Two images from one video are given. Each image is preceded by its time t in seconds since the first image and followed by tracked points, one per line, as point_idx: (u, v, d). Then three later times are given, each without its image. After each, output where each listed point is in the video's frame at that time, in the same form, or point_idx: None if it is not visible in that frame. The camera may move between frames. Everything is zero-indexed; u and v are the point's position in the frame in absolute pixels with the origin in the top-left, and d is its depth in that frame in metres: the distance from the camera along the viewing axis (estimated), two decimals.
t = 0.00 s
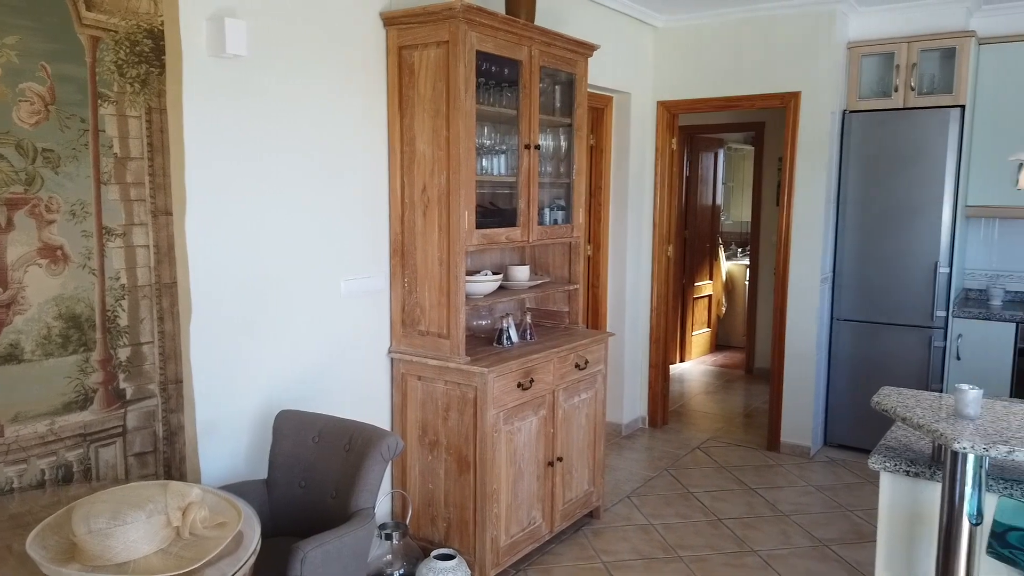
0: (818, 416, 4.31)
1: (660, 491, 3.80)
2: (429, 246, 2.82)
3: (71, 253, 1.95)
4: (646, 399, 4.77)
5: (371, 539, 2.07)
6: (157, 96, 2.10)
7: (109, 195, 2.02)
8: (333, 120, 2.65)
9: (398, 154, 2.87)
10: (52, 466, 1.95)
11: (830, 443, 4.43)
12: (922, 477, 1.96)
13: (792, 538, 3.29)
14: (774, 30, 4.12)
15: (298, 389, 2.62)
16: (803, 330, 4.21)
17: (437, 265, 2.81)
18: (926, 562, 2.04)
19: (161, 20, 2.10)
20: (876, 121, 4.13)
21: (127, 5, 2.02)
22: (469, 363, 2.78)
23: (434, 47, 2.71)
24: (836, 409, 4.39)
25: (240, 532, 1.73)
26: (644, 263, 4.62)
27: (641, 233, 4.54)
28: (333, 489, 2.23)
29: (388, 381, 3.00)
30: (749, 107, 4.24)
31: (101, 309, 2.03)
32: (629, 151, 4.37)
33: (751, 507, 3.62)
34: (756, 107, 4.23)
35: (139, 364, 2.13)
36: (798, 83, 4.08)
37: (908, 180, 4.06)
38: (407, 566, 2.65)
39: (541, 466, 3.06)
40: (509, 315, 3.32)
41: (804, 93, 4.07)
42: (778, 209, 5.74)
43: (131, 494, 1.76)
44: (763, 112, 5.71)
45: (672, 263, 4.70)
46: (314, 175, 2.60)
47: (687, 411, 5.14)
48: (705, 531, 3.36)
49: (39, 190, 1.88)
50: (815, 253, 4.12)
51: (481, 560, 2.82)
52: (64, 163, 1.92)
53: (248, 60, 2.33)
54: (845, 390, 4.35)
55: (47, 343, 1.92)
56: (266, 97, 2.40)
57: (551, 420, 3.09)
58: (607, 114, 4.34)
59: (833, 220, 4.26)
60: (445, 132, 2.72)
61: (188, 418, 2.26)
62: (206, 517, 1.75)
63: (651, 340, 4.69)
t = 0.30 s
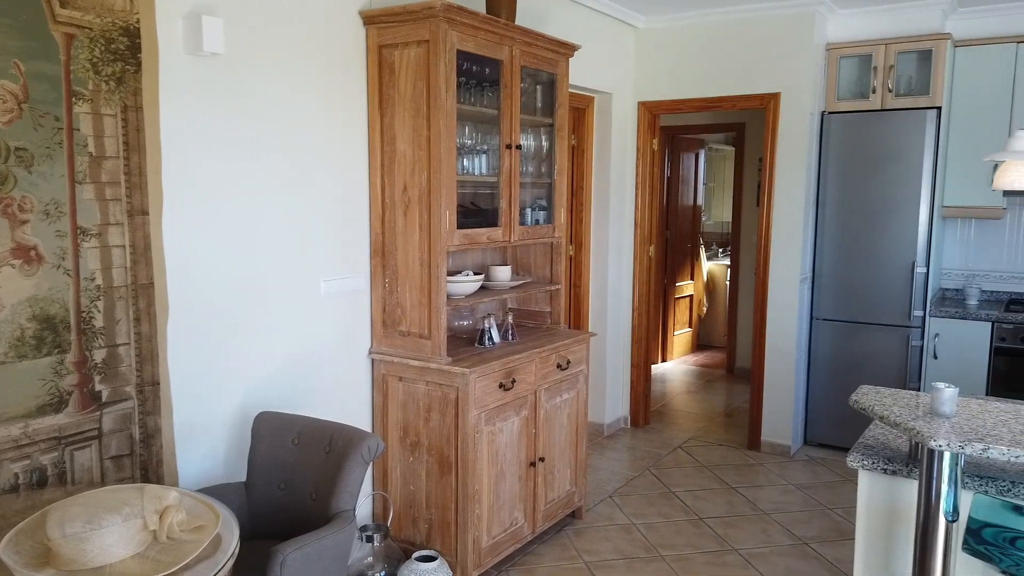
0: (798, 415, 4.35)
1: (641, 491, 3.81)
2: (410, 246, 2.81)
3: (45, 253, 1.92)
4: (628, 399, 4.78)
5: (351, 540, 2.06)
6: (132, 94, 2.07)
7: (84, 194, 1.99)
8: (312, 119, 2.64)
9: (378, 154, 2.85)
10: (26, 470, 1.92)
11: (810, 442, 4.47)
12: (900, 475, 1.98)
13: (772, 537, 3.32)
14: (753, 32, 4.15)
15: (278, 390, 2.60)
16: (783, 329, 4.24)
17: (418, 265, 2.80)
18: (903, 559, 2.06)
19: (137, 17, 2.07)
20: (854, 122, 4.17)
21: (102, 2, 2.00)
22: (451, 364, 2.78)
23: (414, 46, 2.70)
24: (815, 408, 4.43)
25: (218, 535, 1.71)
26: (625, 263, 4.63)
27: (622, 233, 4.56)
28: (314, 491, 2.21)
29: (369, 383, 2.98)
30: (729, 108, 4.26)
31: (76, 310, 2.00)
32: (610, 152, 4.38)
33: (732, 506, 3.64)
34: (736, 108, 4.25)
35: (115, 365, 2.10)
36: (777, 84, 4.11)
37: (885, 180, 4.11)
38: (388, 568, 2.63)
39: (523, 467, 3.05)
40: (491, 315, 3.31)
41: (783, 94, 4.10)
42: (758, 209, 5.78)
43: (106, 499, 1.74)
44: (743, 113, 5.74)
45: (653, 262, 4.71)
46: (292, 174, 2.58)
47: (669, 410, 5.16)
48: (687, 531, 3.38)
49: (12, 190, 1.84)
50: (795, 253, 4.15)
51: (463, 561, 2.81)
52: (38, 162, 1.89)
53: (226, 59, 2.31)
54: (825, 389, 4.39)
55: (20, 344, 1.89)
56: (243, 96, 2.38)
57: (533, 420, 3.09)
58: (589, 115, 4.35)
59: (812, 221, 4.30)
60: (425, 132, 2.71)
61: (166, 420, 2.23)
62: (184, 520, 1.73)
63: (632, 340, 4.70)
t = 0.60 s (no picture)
0: (780, 413, 4.38)
1: (626, 490, 3.83)
2: (394, 245, 2.80)
3: (24, 253, 1.90)
4: (613, 398, 4.79)
5: (335, 541, 2.06)
6: (113, 93, 2.05)
7: (63, 193, 1.97)
8: (296, 118, 2.62)
9: (362, 154, 2.84)
10: (5, 473, 1.90)
11: (793, 440, 4.51)
12: (880, 473, 2.00)
13: (755, 534, 3.34)
14: (736, 33, 4.18)
15: (261, 391, 2.59)
16: (766, 329, 4.27)
17: (402, 265, 2.79)
18: (883, 556, 2.08)
19: (117, 15, 2.05)
20: (835, 123, 4.20)
21: None
22: (435, 364, 2.77)
23: (398, 46, 2.70)
24: (798, 407, 4.46)
25: (200, 537, 1.70)
26: (610, 263, 4.64)
27: (607, 233, 4.57)
28: (296, 492, 2.21)
29: (353, 383, 2.97)
30: (713, 109, 4.29)
31: (56, 310, 1.98)
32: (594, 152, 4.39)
33: (716, 504, 3.67)
34: (720, 108, 4.28)
35: (96, 366, 2.08)
36: (760, 85, 4.14)
37: (866, 181, 4.15)
38: (372, 568, 2.63)
39: (507, 466, 3.05)
40: (475, 315, 3.31)
41: (766, 95, 4.13)
42: (742, 209, 5.82)
43: (85, 501, 1.72)
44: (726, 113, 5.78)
45: (637, 262, 4.73)
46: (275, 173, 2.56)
47: (654, 409, 5.18)
48: (671, 529, 3.40)
49: None
50: (777, 253, 4.18)
51: (448, 561, 2.81)
52: (17, 161, 1.87)
53: (208, 57, 2.29)
54: (807, 388, 4.42)
55: None
56: (225, 95, 2.36)
57: (517, 420, 3.09)
58: (573, 115, 4.36)
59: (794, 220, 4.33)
60: (409, 132, 2.71)
61: (147, 421, 2.22)
62: (165, 522, 1.71)
63: (617, 340, 4.72)
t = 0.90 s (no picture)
0: (763, 412, 4.41)
1: (610, 489, 3.84)
2: (377, 245, 2.79)
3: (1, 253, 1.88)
4: (597, 398, 4.80)
5: (318, 542, 2.05)
6: (92, 91, 2.03)
7: (42, 193, 1.95)
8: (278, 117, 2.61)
9: (345, 153, 2.83)
10: None
11: (776, 438, 4.54)
12: (860, 470, 2.02)
13: (738, 532, 3.36)
14: (719, 34, 4.20)
15: (243, 392, 2.57)
16: (749, 327, 4.30)
17: (386, 265, 2.78)
18: (863, 552, 2.10)
19: (96, 12, 2.03)
20: (817, 124, 4.24)
21: None
22: (419, 364, 2.77)
23: (381, 45, 2.69)
24: (780, 405, 4.50)
25: (181, 538, 1.68)
26: (594, 262, 4.65)
27: (591, 232, 4.58)
28: (279, 493, 2.20)
29: (337, 383, 2.96)
30: (696, 109, 4.31)
31: (34, 311, 1.96)
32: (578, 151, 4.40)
33: (699, 502, 3.69)
34: (702, 108, 4.30)
35: (75, 367, 2.06)
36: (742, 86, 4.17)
37: (847, 181, 4.18)
38: (356, 569, 2.62)
39: (492, 466, 3.05)
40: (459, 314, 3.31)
41: (748, 96, 4.16)
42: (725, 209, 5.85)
43: (64, 504, 1.71)
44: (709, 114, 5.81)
45: (621, 262, 4.74)
46: (257, 173, 2.55)
47: (638, 408, 5.20)
48: (655, 527, 3.41)
49: None
50: (760, 252, 4.21)
51: (432, 561, 2.81)
52: None
53: (188, 56, 2.28)
54: (790, 386, 4.46)
55: None
56: (206, 94, 2.34)
57: (502, 420, 3.10)
58: (557, 115, 4.37)
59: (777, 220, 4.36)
60: (393, 131, 2.70)
61: (127, 423, 2.20)
62: (146, 524, 1.70)
63: (602, 339, 4.73)
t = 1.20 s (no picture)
0: (745, 410, 4.44)
1: (594, 487, 3.85)
2: (360, 244, 2.78)
3: None
4: (580, 397, 4.81)
5: (300, 544, 2.04)
6: (69, 89, 2.01)
7: (17, 191, 1.92)
8: (259, 116, 2.59)
9: (327, 152, 2.81)
10: None
11: (757, 436, 4.57)
12: (840, 466, 2.04)
13: (721, 529, 3.38)
14: (700, 34, 4.23)
15: (224, 393, 2.55)
16: (731, 326, 4.32)
17: (368, 264, 2.77)
18: (843, 547, 2.12)
19: (72, 10, 2.02)
20: (797, 124, 4.27)
21: None
22: (403, 363, 2.76)
23: (363, 43, 2.68)
24: (762, 403, 4.53)
25: (161, 540, 1.67)
26: (577, 261, 4.66)
27: (575, 232, 4.58)
28: (260, 495, 2.18)
29: (319, 384, 2.94)
30: (678, 109, 4.32)
31: (10, 312, 1.93)
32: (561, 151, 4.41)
33: (682, 499, 3.70)
34: (684, 108, 4.32)
35: (52, 368, 2.04)
36: (723, 86, 4.20)
37: (827, 181, 4.22)
38: (339, 569, 2.60)
39: (475, 466, 3.05)
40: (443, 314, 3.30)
41: (729, 96, 4.19)
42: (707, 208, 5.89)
43: (41, 507, 1.69)
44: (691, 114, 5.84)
45: (605, 261, 4.75)
46: (237, 172, 2.52)
47: (621, 407, 5.22)
48: (638, 525, 3.42)
49: None
50: (742, 251, 4.24)
51: (415, 562, 2.80)
52: None
53: (167, 53, 2.26)
54: (771, 384, 4.49)
55: None
56: (185, 93, 2.32)
57: (485, 419, 3.09)
58: (540, 114, 4.37)
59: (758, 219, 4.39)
60: (375, 130, 2.69)
61: (106, 424, 2.17)
62: (125, 527, 1.68)
63: (585, 339, 4.74)
